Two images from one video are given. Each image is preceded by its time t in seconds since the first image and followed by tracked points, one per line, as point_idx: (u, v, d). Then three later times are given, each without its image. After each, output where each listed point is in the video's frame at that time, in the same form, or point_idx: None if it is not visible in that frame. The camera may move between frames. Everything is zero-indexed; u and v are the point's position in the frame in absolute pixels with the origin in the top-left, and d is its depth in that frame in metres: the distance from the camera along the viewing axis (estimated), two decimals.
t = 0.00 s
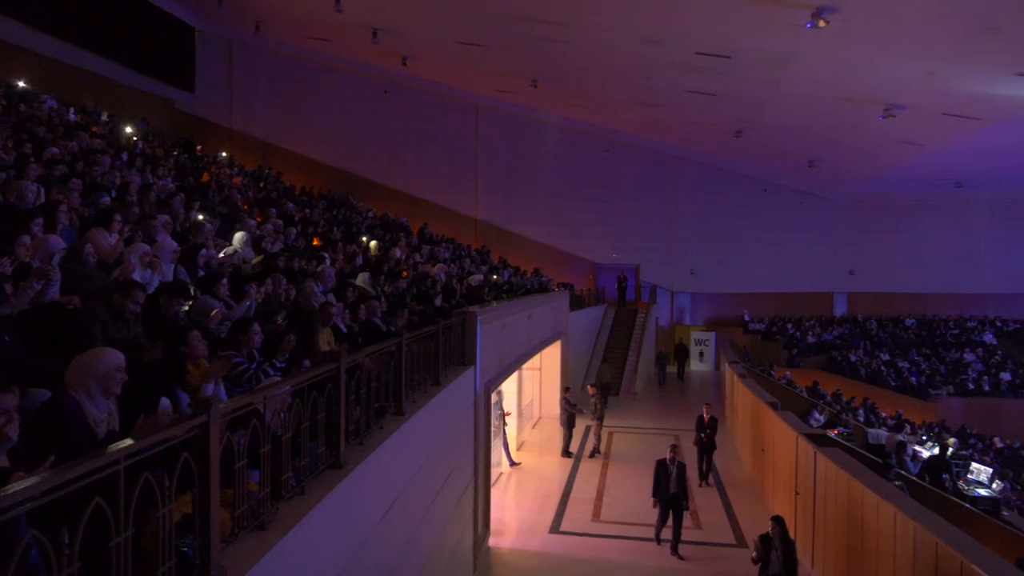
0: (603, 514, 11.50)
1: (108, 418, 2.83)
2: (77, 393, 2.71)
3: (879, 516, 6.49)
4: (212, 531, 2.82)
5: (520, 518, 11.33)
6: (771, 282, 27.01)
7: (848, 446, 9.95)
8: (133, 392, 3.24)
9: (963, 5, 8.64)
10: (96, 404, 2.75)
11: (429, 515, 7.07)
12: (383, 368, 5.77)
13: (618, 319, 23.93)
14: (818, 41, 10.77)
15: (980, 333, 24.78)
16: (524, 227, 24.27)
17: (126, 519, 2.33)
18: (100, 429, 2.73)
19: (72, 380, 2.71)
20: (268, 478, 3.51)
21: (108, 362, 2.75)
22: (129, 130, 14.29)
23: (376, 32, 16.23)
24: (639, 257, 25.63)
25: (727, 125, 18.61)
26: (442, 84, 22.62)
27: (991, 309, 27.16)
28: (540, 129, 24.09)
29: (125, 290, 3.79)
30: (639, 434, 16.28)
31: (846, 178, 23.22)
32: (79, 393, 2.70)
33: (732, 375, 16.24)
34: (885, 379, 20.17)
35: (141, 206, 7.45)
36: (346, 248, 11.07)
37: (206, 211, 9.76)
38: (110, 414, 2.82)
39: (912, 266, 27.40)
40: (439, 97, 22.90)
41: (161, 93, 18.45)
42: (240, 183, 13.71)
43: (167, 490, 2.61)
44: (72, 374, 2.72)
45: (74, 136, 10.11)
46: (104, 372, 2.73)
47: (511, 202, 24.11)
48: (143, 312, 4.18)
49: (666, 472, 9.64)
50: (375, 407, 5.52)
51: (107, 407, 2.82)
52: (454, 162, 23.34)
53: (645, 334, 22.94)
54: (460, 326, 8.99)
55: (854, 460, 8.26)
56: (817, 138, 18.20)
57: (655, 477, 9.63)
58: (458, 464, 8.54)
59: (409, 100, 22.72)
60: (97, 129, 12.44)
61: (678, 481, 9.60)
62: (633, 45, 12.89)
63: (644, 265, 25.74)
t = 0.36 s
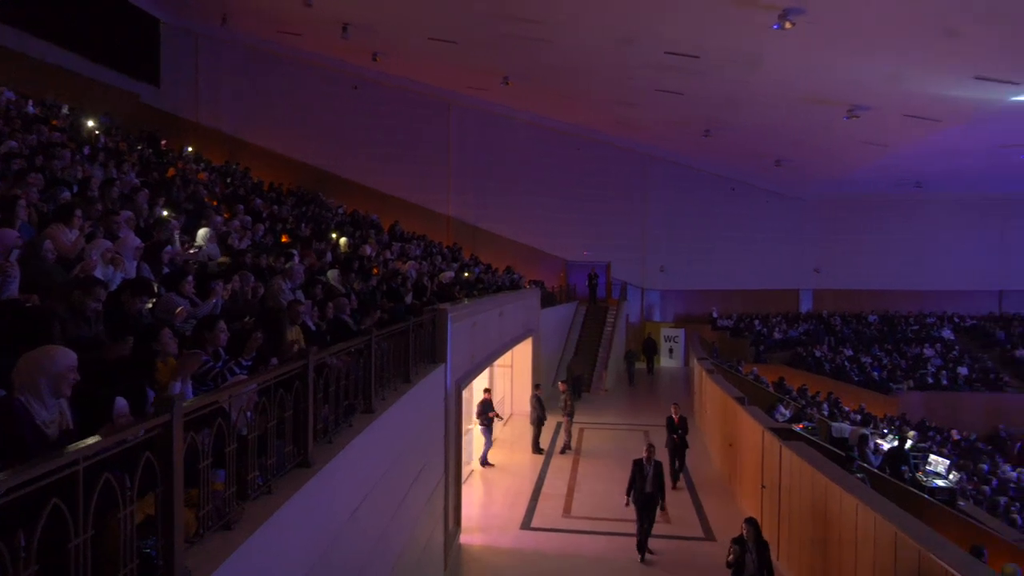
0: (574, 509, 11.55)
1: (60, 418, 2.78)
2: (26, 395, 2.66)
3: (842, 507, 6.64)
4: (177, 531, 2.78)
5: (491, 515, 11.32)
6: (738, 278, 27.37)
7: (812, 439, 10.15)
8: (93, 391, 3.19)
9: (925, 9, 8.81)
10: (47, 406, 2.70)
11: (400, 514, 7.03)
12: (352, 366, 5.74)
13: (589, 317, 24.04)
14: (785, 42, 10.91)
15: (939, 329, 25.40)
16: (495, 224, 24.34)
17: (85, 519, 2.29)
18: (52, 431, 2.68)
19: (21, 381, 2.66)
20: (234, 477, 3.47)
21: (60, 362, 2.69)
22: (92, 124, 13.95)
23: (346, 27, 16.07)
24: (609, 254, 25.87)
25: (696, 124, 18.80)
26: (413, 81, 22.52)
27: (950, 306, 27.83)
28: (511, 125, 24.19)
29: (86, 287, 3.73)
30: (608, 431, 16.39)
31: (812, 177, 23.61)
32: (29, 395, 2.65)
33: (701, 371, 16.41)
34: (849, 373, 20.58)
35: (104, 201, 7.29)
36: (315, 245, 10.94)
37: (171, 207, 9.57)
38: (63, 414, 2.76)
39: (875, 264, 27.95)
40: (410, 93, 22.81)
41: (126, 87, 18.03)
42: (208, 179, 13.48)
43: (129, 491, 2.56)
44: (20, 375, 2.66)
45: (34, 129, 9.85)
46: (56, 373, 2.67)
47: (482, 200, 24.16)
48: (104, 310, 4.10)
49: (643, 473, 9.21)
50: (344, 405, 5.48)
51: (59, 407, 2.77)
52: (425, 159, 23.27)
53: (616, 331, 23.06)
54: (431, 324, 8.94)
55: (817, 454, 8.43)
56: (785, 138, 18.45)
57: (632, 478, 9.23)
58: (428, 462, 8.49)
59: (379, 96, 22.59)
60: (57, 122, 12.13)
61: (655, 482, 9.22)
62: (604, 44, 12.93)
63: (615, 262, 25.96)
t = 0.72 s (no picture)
0: (544, 505, 11.58)
1: (9, 421, 2.72)
2: None
3: (805, 499, 6.77)
4: (137, 532, 2.73)
5: (462, 511, 11.33)
6: (706, 275, 27.70)
7: (776, 433, 10.34)
8: (50, 390, 3.11)
9: (888, 13, 8.97)
10: None
11: (368, 512, 6.99)
12: (319, 363, 5.68)
13: (558, 314, 24.14)
14: (752, 42, 11.04)
15: (899, 324, 26.00)
16: (464, 220, 24.56)
17: (40, 523, 2.23)
18: None
19: None
20: (198, 476, 3.42)
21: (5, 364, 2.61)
22: (49, 117, 13.55)
23: (314, 21, 15.91)
24: (579, 252, 26.17)
25: (665, 122, 18.92)
26: (382, 77, 22.43)
27: (910, 303, 28.46)
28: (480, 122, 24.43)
29: (42, 285, 3.63)
30: (577, 426, 16.50)
31: (777, 176, 24.02)
32: None
33: (669, 367, 16.59)
34: (813, 368, 20.96)
35: (63, 196, 7.11)
36: (282, 242, 10.81)
37: (133, 202, 9.36)
38: (11, 415, 2.69)
39: (839, 261, 28.44)
40: (378, 89, 22.76)
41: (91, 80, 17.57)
42: (171, 174, 13.21)
43: (86, 492, 2.51)
44: None
45: None
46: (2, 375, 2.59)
47: (452, 196, 24.38)
48: (61, 307, 3.99)
49: (615, 475, 9.09)
50: (310, 403, 5.42)
51: (7, 410, 2.70)
52: (394, 155, 23.24)
53: (585, 327, 23.20)
54: (400, 321, 8.89)
55: (781, 447, 8.58)
56: (751, 137, 18.71)
57: (605, 482, 9.06)
58: (397, 460, 8.45)
59: (347, 91, 22.46)
60: (13, 115, 11.77)
61: (627, 482, 9.16)
62: (573, 41, 12.96)
63: (585, 259, 26.28)
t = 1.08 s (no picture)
0: (513, 501, 11.60)
1: None
2: None
3: (768, 491, 6.90)
4: (94, 535, 2.68)
5: (432, 508, 11.30)
6: (673, 271, 27.99)
7: (740, 426, 10.53)
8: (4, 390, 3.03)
9: (851, 14, 9.13)
10: None
11: (335, 510, 6.93)
12: (284, 360, 5.61)
13: (528, 310, 24.18)
14: (717, 41, 11.16)
15: (860, 319, 26.51)
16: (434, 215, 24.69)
17: None
18: None
19: None
20: (158, 476, 3.36)
21: None
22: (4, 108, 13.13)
23: (280, 13, 15.70)
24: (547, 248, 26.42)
25: (633, 119, 19.02)
26: (350, 72, 22.34)
27: (871, 299, 29.03)
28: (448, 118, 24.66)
29: None
30: (546, 422, 16.58)
31: (743, 174, 24.37)
32: None
33: (637, 362, 16.76)
34: (777, 363, 21.30)
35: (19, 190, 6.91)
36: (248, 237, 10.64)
37: (92, 196, 9.13)
38: None
39: (803, 258, 28.91)
40: (346, 83, 22.70)
41: (49, 71, 17.10)
42: (133, 168, 12.91)
43: (40, 494, 2.45)
44: None
45: None
46: None
47: (421, 192, 24.48)
48: (15, 303, 3.89)
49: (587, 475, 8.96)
50: (275, 401, 5.36)
51: None
52: (362, 150, 23.20)
53: (555, 324, 23.29)
54: (368, 318, 8.83)
55: (746, 440, 8.72)
56: (717, 135, 18.92)
57: (578, 484, 8.91)
58: (365, 458, 8.39)
59: (314, 84, 22.33)
60: None
61: (599, 482, 9.04)
62: (541, 37, 12.94)
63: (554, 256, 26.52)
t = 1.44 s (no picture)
0: (473, 496, 11.61)
1: None
2: None
3: (723, 482, 7.04)
4: (36, 538, 2.59)
5: (392, 505, 11.25)
6: (631, 266, 28.28)
7: (697, 418, 10.71)
8: None
9: (805, 16, 9.32)
10: None
11: (291, 510, 6.82)
12: (239, 357, 5.51)
13: (488, 305, 24.17)
14: (674, 39, 11.25)
15: (812, 313, 27.12)
16: (393, 210, 24.56)
17: None
18: None
19: None
20: (105, 476, 3.26)
21: None
22: None
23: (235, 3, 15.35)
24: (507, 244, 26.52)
25: (592, 115, 19.12)
26: (307, 64, 22.02)
27: (823, 294, 29.76)
28: (407, 112, 24.55)
29: None
30: (507, 416, 16.62)
31: (700, 171, 24.73)
32: None
33: (597, 356, 16.90)
34: (733, 356, 21.70)
35: None
36: (201, 232, 10.39)
37: (36, 189, 8.81)
38: None
39: (758, 253, 29.46)
40: (302, 76, 22.39)
41: None
42: (79, 160, 12.48)
43: None
44: None
45: None
46: None
47: (381, 187, 24.32)
48: None
49: (551, 473, 8.82)
50: (229, 399, 5.25)
51: None
52: (320, 144, 22.93)
53: (516, 319, 23.37)
54: (325, 313, 8.72)
55: (702, 432, 8.87)
56: (675, 133, 19.14)
57: (541, 480, 8.80)
58: (322, 456, 8.28)
59: (269, 76, 21.94)
60: None
61: (564, 484, 8.81)
62: (500, 32, 12.90)
63: (515, 251, 26.69)
